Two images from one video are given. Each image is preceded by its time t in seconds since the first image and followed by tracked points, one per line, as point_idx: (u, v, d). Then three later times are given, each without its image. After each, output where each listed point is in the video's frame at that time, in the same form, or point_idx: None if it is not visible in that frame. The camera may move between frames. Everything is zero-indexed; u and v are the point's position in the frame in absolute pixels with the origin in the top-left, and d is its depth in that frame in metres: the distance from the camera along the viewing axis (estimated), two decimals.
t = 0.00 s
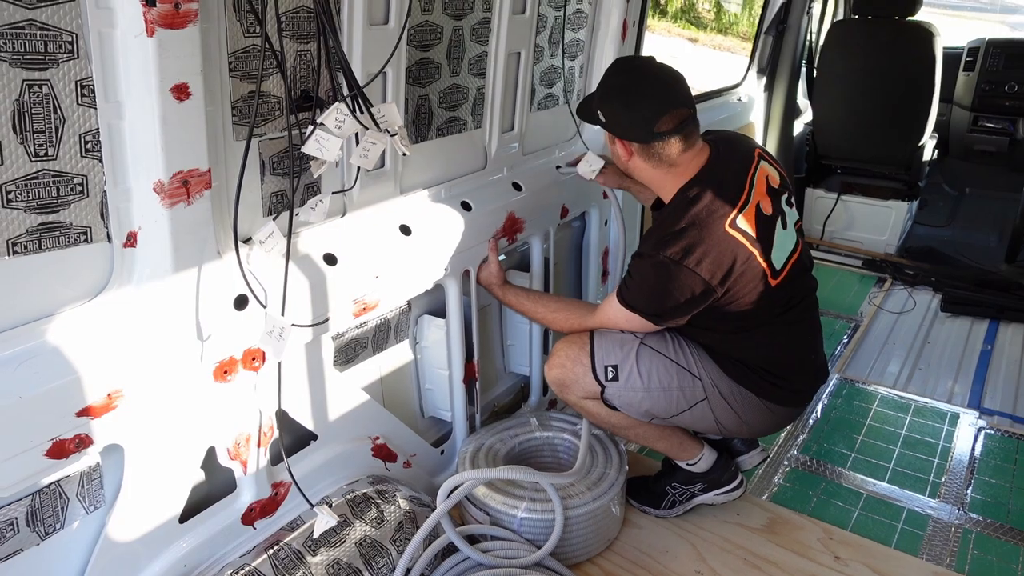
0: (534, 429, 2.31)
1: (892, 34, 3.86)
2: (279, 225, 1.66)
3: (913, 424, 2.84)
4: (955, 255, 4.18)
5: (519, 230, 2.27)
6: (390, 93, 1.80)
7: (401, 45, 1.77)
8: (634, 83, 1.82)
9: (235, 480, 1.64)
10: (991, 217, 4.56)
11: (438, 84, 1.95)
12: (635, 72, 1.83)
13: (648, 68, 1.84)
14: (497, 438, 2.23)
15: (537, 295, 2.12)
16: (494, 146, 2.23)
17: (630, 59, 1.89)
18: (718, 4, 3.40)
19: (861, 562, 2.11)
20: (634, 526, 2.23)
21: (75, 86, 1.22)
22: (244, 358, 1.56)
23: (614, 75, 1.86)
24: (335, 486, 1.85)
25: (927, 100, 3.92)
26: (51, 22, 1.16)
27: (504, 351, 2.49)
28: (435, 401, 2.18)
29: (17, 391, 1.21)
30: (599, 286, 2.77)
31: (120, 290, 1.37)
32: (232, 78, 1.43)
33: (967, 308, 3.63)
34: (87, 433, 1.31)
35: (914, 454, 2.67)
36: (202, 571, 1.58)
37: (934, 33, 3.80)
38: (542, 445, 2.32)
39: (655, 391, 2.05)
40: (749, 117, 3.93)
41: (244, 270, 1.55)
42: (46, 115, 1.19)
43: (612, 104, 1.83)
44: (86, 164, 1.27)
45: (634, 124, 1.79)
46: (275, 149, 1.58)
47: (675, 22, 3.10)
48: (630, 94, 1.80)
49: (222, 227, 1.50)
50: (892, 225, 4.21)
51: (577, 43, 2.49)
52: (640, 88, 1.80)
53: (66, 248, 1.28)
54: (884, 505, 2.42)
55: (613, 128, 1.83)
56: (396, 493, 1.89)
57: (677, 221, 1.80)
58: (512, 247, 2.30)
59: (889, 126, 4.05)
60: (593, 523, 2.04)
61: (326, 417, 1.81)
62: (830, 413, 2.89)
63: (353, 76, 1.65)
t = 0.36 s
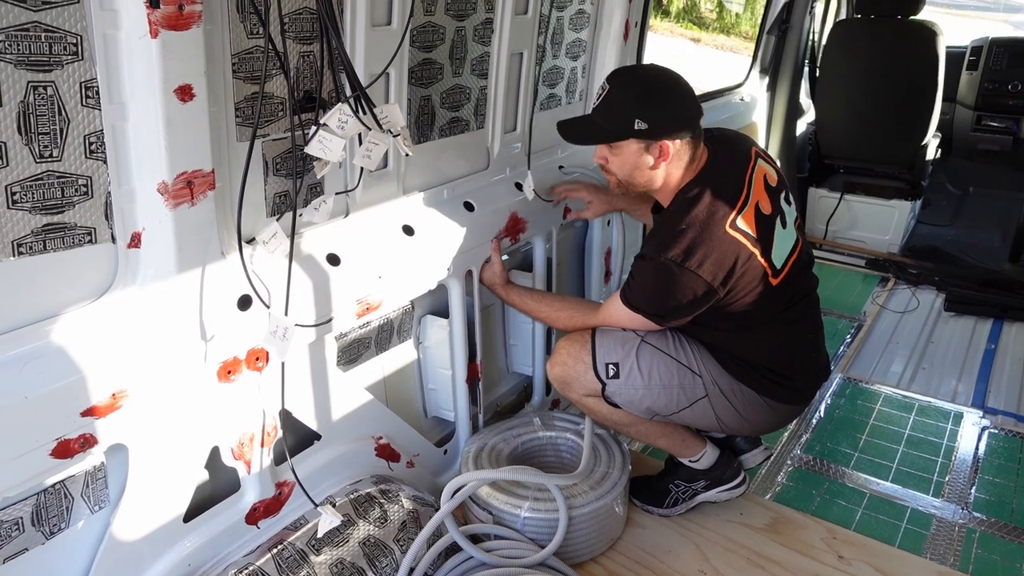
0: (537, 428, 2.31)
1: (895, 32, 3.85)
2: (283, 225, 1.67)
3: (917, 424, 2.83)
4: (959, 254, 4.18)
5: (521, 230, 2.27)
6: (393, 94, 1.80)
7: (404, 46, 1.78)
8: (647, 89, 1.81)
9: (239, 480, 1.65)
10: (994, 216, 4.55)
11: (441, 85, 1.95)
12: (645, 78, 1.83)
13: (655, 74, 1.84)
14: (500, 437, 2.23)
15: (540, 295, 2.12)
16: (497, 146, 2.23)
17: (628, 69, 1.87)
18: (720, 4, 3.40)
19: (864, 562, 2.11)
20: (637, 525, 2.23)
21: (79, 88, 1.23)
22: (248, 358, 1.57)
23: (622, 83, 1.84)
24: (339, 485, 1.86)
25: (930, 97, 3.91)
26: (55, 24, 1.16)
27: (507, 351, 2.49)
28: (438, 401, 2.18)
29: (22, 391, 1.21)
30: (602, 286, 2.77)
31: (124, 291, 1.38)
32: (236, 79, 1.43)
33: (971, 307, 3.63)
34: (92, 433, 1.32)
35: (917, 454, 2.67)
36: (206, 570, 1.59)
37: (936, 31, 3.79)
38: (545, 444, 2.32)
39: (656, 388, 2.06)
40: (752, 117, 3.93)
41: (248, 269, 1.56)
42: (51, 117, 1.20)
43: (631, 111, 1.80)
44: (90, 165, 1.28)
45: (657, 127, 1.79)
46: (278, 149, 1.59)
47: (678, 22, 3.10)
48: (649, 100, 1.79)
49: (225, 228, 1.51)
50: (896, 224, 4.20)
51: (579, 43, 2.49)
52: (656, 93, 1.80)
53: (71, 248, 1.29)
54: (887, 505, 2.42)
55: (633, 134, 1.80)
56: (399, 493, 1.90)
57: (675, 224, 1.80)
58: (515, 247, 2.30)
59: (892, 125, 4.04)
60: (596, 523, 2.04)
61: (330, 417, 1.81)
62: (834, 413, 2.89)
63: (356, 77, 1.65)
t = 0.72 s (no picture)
0: (536, 429, 2.31)
1: (895, 33, 3.85)
2: (282, 225, 1.67)
3: (915, 424, 2.84)
4: (958, 255, 4.18)
5: (521, 230, 2.27)
6: (392, 94, 1.80)
7: (404, 47, 1.78)
8: (670, 107, 1.77)
9: (238, 479, 1.65)
10: (993, 217, 4.55)
11: (440, 85, 1.95)
12: (664, 93, 1.79)
13: (672, 89, 1.81)
14: (499, 438, 2.23)
15: (540, 294, 2.11)
16: (496, 147, 2.23)
17: (640, 87, 1.82)
18: (719, 4, 3.40)
19: (862, 562, 2.12)
20: (635, 525, 2.24)
21: (79, 88, 1.23)
22: (247, 358, 1.57)
23: (643, 100, 1.78)
24: (338, 485, 1.86)
25: (928, 98, 3.91)
26: (55, 24, 1.17)
27: (506, 351, 2.49)
28: (438, 401, 2.18)
29: (21, 390, 1.21)
30: (601, 286, 2.76)
31: (124, 290, 1.38)
32: (236, 79, 1.43)
33: (969, 308, 3.63)
34: (92, 432, 1.32)
35: (916, 454, 2.67)
36: (204, 570, 1.59)
37: (935, 32, 3.80)
38: (544, 444, 2.32)
39: (662, 386, 2.07)
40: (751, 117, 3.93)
41: (247, 269, 1.56)
42: (51, 116, 1.20)
43: (658, 128, 1.75)
44: (90, 165, 1.28)
45: (684, 145, 1.76)
46: (278, 149, 1.59)
47: (677, 23, 3.10)
48: (674, 117, 1.76)
49: (225, 227, 1.50)
50: (894, 225, 4.21)
51: (579, 43, 2.49)
52: (681, 110, 1.77)
53: (71, 248, 1.29)
54: (885, 505, 2.42)
55: (659, 153, 1.75)
56: (398, 493, 1.90)
57: (686, 234, 1.81)
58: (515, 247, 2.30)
59: (891, 126, 4.05)
60: (594, 523, 2.04)
61: (328, 417, 1.81)
62: (832, 413, 2.89)
63: (356, 77, 1.65)
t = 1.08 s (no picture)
0: (535, 428, 2.31)
1: (895, 33, 3.86)
2: (282, 224, 1.66)
3: (915, 425, 2.84)
4: (958, 256, 4.18)
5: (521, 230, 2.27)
6: (393, 93, 1.80)
7: (404, 46, 1.78)
8: (679, 129, 1.73)
9: (237, 478, 1.65)
10: (993, 218, 4.55)
11: (441, 84, 1.95)
12: (672, 113, 1.75)
13: (678, 107, 1.78)
14: (498, 437, 2.23)
15: (539, 293, 2.13)
16: (496, 146, 2.23)
17: (645, 107, 1.77)
18: (720, 4, 3.39)
19: (861, 563, 2.12)
20: (634, 525, 2.24)
21: (79, 86, 1.23)
22: (247, 356, 1.58)
23: (652, 121, 1.74)
24: (337, 484, 1.86)
25: (928, 98, 3.91)
26: (56, 22, 1.16)
27: (506, 350, 2.49)
28: (437, 401, 2.18)
29: (20, 389, 1.22)
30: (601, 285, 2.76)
31: (123, 288, 1.37)
32: (236, 78, 1.43)
33: (968, 309, 3.63)
34: (90, 431, 1.32)
35: (915, 454, 2.67)
36: (203, 568, 1.58)
37: (935, 33, 3.80)
38: (543, 444, 2.32)
39: (670, 385, 2.07)
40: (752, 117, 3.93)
41: (247, 268, 1.56)
42: (51, 114, 1.20)
43: (668, 149, 1.71)
44: (90, 163, 1.28)
45: (693, 167, 1.73)
46: (278, 148, 1.59)
47: (678, 23, 3.09)
48: (684, 137, 1.72)
49: (225, 226, 1.50)
50: (894, 226, 4.20)
51: (580, 43, 2.49)
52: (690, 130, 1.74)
53: (71, 246, 1.29)
54: (884, 506, 2.42)
55: (670, 177, 1.72)
56: (397, 492, 1.90)
57: (698, 255, 1.83)
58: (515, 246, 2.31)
59: (891, 126, 4.05)
60: (593, 522, 2.04)
61: (328, 417, 1.81)
62: (832, 414, 2.89)
63: (356, 76, 1.65)
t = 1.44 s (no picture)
0: (537, 433, 2.31)
1: (897, 37, 3.86)
2: (284, 228, 1.66)
3: (918, 429, 2.83)
4: (961, 260, 4.18)
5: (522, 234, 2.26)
6: (394, 97, 1.80)
7: (405, 51, 1.78)
8: (693, 158, 1.70)
9: (238, 483, 1.65)
10: (996, 221, 4.55)
11: (443, 88, 1.95)
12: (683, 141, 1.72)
13: (690, 133, 1.74)
14: (500, 442, 2.23)
15: (540, 298, 2.14)
16: (498, 150, 2.23)
17: (658, 135, 1.74)
18: (722, 8, 3.38)
19: (864, 568, 2.11)
20: (637, 530, 2.23)
21: (81, 91, 1.22)
22: (249, 361, 1.58)
23: (663, 149, 1.70)
24: (339, 490, 1.85)
25: (930, 102, 3.91)
26: (58, 27, 1.16)
27: (507, 355, 2.48)
28: (439, 405, 2.18)
29: (22, 395, 1.22)
30: (602, 289, 2.76)
31: (125, 293, 1.37)
32: (238, 82, 1.43)
33: (971, 313, 3.63)
34: (92, 436, 1.32)
35: (918, 459, 2.66)
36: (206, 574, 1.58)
37: (938, 36, 3.80)
38: (545, 449, 2.32)
39: (683, 395, 2.08)
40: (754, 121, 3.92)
41: (249, 272, 1.55)
42: (53, 120, 1.20)
43: (679, 179, 1.68)
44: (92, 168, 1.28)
45: (704, 196, 1.70)
46: (280, 153, 1.59)
47: (679, 26, 3.09)
48: (695, 166, 1.69)
49: (227, 231, 1.50)
50: (896, 231, 4.19)
51: (581, 47, 2.50)
52: (701, 159, 1.71)
53: (73, 251, 1.29)
54: (887, 511, 2.42)
55: (680, 207, 1.69)
56: (399, 497, 1.90)
57: (708, 277, 1.83)
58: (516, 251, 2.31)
59: (893, 130, 4.05)
60: (596, 528, 2.04)
61: (330, 421, 1.81)
62: (834, 418, 2.89)
63: (358, 80, 1.65)
